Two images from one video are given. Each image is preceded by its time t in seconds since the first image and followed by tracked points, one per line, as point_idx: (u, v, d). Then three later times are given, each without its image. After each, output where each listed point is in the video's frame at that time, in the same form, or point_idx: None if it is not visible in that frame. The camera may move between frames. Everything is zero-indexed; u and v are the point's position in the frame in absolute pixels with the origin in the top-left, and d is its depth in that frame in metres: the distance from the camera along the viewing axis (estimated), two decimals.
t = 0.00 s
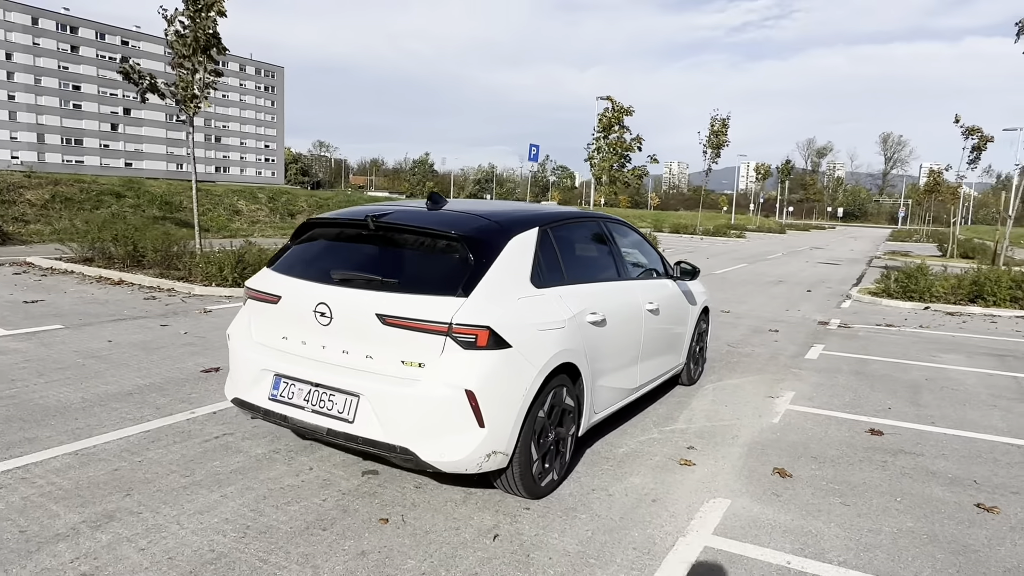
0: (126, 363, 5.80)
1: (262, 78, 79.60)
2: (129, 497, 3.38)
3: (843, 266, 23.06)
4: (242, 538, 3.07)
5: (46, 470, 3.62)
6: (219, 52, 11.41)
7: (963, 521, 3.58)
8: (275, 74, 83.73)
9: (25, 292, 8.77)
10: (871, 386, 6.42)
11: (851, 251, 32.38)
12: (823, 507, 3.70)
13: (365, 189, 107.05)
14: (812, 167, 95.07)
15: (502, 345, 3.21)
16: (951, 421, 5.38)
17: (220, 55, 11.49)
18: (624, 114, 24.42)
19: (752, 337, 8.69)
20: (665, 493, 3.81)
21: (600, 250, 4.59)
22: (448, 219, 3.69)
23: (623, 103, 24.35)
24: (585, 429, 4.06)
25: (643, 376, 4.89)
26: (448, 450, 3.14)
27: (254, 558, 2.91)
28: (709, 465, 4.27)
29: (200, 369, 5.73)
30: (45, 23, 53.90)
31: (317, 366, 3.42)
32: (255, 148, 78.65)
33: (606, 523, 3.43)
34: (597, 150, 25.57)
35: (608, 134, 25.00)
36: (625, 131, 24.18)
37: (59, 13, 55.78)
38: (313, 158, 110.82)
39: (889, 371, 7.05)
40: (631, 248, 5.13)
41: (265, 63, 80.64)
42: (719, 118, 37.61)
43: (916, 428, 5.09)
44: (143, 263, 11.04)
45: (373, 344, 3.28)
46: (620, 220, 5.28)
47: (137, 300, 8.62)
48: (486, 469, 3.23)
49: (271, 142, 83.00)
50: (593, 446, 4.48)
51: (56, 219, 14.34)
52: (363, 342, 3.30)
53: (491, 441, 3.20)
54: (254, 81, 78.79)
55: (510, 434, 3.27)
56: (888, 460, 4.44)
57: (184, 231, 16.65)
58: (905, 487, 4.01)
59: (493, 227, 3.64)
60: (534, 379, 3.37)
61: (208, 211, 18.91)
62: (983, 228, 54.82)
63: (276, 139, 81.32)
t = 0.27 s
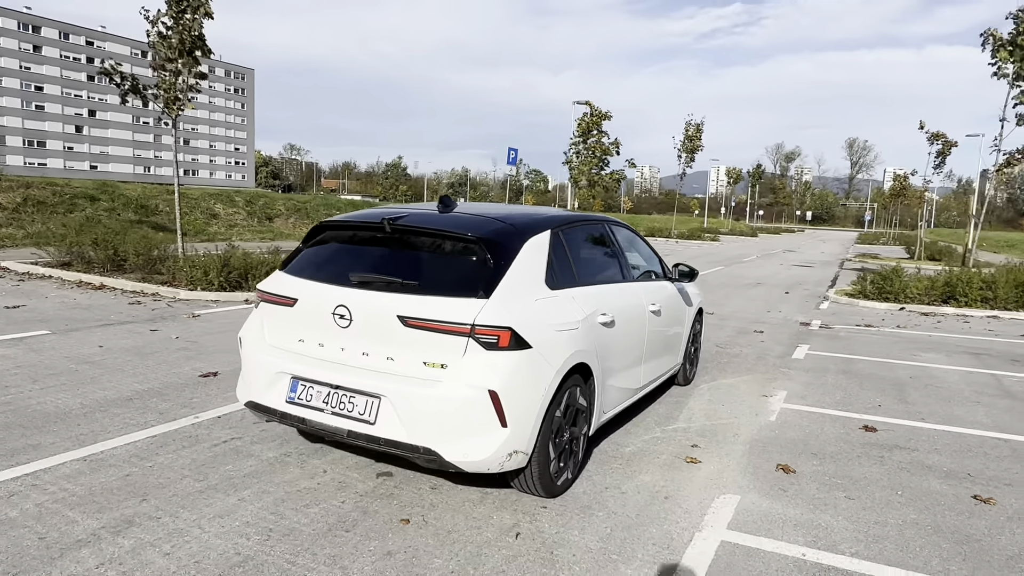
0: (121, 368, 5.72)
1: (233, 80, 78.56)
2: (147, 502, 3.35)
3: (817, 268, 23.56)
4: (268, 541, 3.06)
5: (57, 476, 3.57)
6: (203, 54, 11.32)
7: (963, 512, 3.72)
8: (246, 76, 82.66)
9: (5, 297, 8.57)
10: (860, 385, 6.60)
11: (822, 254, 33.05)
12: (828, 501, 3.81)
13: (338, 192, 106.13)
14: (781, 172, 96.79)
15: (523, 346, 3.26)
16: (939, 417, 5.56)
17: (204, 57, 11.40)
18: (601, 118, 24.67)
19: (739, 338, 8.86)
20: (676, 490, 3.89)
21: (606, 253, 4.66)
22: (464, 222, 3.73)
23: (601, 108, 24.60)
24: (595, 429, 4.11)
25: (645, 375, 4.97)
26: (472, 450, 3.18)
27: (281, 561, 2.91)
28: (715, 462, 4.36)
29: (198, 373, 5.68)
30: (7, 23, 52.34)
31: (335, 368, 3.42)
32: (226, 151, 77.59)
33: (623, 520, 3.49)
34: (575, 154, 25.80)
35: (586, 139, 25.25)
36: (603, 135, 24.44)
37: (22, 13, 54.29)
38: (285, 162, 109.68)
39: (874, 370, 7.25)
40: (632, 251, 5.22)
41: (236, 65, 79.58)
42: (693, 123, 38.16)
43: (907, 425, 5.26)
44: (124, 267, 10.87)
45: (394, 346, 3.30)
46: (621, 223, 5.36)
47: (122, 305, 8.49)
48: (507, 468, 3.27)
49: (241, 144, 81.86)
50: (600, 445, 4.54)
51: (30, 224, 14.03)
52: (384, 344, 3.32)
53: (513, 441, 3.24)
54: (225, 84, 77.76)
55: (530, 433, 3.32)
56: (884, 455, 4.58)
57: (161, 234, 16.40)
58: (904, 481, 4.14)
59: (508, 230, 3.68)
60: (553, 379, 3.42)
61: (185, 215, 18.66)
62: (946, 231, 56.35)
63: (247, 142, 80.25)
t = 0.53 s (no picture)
0: (117, 374, 5.66)
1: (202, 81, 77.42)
2: (167, 508, 3.36)
3: (790, 271, 24.06)
4: (293, 544, 3.09)
5: (72, 484, 3.55)
6: (187, 56, 11.25)
7: (956, 504, 3.89)
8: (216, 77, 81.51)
9: None
10: (846, 384, 6.80)
11: (794, 257, 33.74)
12: (829, 496, 3.96)
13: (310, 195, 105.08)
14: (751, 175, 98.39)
15: (542, 349, 3.34)
16: (923, 414, 5.78)
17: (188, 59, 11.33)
18: (579, 123, 24.91)
19: (724, 339, 9.05)
20: (684, 488, 4.00)
21: (609, 257, 4.76)
22: (478, 228, 3.79)
23: (579, 112, 24.84)
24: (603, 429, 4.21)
25: (646, 377, 5.08)
26: (494, 452, 3.25)
27: (309, 563, 2.94)
28: (717, 461, 4.49)
29: (196, 379, 5.64)
30: None
31: (354, 372, 3.47)
32: (195, 153, 76.37)
33: (637, 517, 3.59)
34: (553, 158, 26.00)
35: (564, 142, 25.44)
36: (581, 139, 24.68)
37: None
38: (256, 164, 108.31)
39: (857, 369, 7.47)
40: (632, 255, 5.34)
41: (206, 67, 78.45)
42: (667, 127, 38.69)
43: (895, 422, 5.45)
44: (105, 272, 10.69)
45: (415, 350, 3.36)
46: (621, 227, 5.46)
47: (107, 310, 8.36)
48: (526, 469, 3.35)
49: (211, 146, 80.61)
50: (604, 445, 4.64)
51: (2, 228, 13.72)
52: (404, 348, 3.37)
53: (533, 442, 3.32)
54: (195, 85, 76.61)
55: (548, 435, 3.40)
56: (877, 451, 4.75)
57: (138, 238, 16.15)
58: (898, 475, 4.31)
59: (522, 236, 3.76)
60: (568, 381, 3.51)
61: (161, 219, 18.40)
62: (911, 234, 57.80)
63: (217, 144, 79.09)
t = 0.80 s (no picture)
0: (107, 379, 5.58)
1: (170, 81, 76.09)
2: (177, 511, 3.34)
3: (762, 271, 24.48)
4: (310, 545, 3.10)
5: (76, 489, 3.51)
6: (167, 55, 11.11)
7: (945, 496, 4.05)
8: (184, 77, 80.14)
9: None
10: (829, 381, 6.98)
11: (765, 258, 34.35)
12: (825, 489, 4.08)
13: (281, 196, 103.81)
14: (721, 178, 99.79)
15: (552, 349, 3.40)
16: (905, 410, 5.97)
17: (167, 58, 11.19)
18: (556, 125, 25.08)
19: (708, 339, 9.21)
20: (685, 484, 4.09)
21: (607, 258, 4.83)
22: (485, 230, 3.83)
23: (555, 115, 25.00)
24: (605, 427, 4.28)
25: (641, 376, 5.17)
26: (507, 451, 3.29)
27: (328, 563, 2.96)
28: (715, 457, 4.59)
29: (189, 382, 5.58)
30: None
31: (365, 373, 3.49)
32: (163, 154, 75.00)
33: (644, 513, 3.67)
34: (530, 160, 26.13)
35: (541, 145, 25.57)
36: (558, 142, 24.85)
37: None
38: (225, 165, 106.72)
39: (838, 367, 7.67)
40: (627, 256, 5.42)
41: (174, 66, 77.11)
42: (640, 130, 39.11)
43: (879, 417, 5.63)
44: (81, 275, 10.48)
45: (427, 351, 3.39)
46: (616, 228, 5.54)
47: (87, 314, 8.21)
48: (538, 467, 3.40)
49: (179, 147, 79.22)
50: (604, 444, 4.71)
51: None
52: (416, 348, 3.40)
53: (544, 440, 3.37)
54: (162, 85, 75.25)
55: (559, 433, 3.45)
56: (866, 446, 4.90)
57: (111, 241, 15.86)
58: (888, 469, 4.46)
59: (529, 238, 3.81)
60: (577, 381, 3.57)
61: (134, 221, 18.09)
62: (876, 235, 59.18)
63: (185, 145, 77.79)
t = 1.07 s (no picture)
0: (95, 382, 5.46)
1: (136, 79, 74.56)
2: (187, 515, 3.29)
3: (736, 271, 24.83)
4: (326, 547, 3.09)
5: (80, 494, 3.44)
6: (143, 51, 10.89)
7: (939, 487, 4.17)
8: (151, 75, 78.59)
9: None
10: (815, 378, 7.13)
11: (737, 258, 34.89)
12: (825, 483, 4.18)
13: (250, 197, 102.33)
14: (692, 179, 100.97)
15: (564, 348, 3.43)
16: (890, 405, 6.12)
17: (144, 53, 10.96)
18: (532, 126, 25.15)
19: (693, 338, 9.33)
20: (689, 480, 4.15)
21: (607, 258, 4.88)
22: (493, 230, 3.85)
23: (532, 115, 25.08)
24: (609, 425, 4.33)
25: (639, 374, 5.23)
26: (521, 449, 3.31)
27: (346, 565, 2.95)
28: (714, 453, 4.66)
29: (181, 385, 5.49)
30: None
31: (377, 373, 3.48)
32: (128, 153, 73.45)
33: (652, 509, 3.72)
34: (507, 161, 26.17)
35: (518, 145, 25.61)
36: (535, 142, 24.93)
37: None
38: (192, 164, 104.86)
39: (822, 364, 7.84)
40: (623, 256, 5.48)
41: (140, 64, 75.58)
42: (615, 131, 39.45)
43: (867, 413, 5.77)
44: (55, 276, 10.23)
45: (440, 350, 3.39)
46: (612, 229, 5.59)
47: (66, 316, 8.02)
48: (550, 465, 3.42)
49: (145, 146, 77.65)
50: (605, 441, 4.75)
51: None
52: (429, 348, 3.40)
53: (557, 438, 3.39)
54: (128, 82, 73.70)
55: (571, 431, 3.48)
56: (858, 441, 5.02)
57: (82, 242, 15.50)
58: (882, 462, 4.58)
59: (536, 238, 3.84)
60: (586, 379, 3.60)
61: (104, 222, 17.71)
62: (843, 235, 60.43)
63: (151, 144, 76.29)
